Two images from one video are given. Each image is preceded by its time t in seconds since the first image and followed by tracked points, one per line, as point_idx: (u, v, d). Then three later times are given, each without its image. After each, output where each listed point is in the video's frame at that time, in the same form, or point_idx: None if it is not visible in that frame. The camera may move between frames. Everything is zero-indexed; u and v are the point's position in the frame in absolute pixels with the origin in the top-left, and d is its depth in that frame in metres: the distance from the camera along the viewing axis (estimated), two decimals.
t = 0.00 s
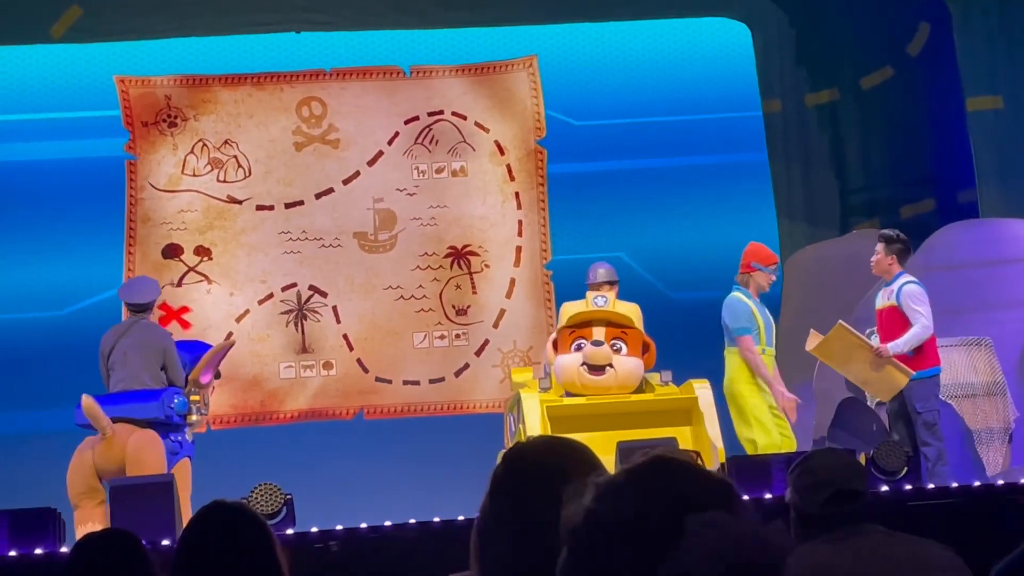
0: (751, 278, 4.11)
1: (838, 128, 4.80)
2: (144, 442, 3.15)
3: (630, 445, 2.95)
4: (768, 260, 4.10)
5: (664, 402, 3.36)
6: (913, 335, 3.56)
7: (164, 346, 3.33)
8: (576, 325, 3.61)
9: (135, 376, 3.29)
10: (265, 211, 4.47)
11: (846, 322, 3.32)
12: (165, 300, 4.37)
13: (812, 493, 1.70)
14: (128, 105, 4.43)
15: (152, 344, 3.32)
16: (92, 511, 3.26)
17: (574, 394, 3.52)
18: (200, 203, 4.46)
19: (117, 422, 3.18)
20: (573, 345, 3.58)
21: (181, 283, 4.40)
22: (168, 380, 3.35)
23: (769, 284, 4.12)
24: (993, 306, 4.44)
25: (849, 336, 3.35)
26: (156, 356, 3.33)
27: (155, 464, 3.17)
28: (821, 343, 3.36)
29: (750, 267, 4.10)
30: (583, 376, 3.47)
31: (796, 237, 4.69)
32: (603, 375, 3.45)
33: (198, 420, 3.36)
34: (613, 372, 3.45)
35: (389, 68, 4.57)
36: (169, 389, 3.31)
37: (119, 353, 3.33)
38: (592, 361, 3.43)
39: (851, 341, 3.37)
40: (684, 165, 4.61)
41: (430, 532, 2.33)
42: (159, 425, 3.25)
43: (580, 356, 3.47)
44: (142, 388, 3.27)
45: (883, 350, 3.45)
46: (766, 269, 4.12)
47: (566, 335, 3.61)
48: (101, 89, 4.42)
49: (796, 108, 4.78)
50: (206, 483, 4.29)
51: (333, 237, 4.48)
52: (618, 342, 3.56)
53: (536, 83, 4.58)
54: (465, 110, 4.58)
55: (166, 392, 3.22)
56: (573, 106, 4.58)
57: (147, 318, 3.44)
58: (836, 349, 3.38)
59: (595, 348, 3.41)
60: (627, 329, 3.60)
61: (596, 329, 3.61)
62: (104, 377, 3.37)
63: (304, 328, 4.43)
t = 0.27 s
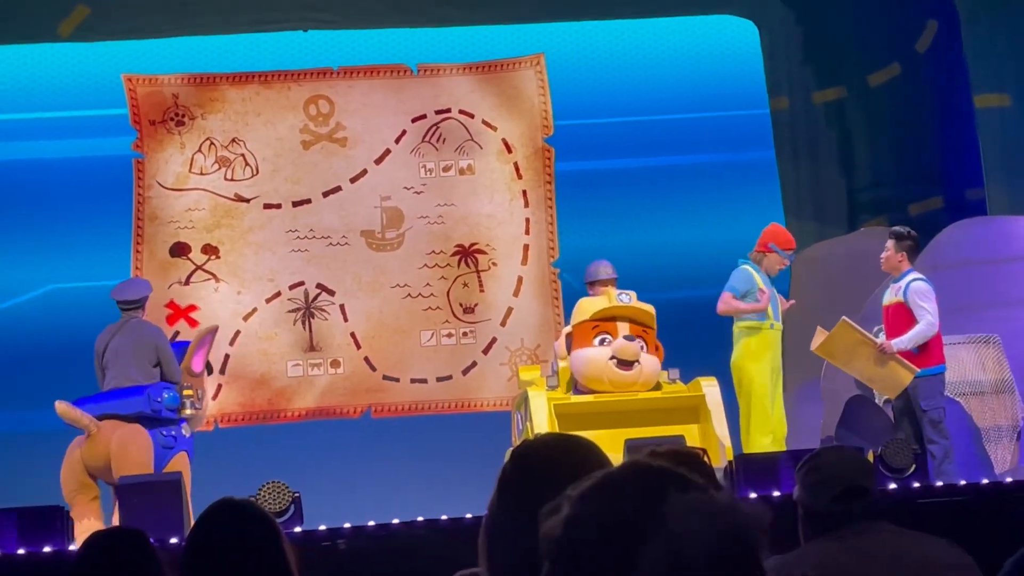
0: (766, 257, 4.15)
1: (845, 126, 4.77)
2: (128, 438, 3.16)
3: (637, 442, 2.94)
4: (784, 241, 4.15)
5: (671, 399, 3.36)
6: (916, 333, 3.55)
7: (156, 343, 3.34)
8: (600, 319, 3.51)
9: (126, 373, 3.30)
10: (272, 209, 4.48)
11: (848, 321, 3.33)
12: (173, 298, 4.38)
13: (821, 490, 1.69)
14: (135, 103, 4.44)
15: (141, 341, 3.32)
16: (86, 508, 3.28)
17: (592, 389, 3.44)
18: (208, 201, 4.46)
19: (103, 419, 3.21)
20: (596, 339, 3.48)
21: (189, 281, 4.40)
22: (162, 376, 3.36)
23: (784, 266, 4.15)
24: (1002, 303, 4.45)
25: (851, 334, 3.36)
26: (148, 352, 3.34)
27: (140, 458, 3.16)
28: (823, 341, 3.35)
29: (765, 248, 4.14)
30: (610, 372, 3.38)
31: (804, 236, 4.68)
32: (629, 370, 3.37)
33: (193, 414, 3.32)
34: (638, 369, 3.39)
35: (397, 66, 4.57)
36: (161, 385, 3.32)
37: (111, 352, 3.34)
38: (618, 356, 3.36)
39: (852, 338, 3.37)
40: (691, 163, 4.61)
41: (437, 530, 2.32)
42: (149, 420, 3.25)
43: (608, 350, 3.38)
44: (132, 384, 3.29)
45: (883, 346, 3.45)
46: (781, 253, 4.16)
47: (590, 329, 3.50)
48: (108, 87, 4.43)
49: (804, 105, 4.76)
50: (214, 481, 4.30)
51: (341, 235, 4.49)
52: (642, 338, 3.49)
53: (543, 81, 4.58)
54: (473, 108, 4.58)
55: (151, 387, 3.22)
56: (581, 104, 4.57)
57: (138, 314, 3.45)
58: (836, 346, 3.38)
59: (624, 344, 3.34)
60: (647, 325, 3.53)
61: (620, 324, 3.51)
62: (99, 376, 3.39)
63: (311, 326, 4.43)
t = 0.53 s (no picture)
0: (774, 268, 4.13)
1: (853, 122, 4.77)
2: (127, 432, 3.14)
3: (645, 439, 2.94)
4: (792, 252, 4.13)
5: (679, 395, 3.36)
6: (928, 330, 3.55)
7: (168, 342, 3.35)
8: (610, 315, 3.49)
9: (136, 369, 3.32)
10: (280, 206, 4.48)
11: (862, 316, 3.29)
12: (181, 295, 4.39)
13: (826, 487, 1.66)
14: (143, 100, 4.45)
15: (151, 337, 3.34)
16: (86, 503, 3.29)
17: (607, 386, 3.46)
18: (215, 198, 4.47)
19: (107, 414, 3.21)
20: (608, 335, 3.44)
21: (197, 278, 4.41)
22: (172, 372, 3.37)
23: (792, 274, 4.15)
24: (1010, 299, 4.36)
25: (865, 329, 3.31)
26: (160, 350, 3.35)
27: (142, 456, 3.14)
28: (837, 337, 3.31)
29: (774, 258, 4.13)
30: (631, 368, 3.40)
31: (812, 233, 4.68)
32: (650, 363, 3.42)
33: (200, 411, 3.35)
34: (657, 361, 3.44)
35: (405, 63, 4.58)
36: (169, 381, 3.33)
37: (124, 348, 3.36)
38: (638, 349, 3.40)
39: (866, 334, 3.33)
40: (699, 159, 4.60)
41: (446, 526, 2.33)
42: (154, 416, 3.26)
43: (627, 346, 3.40)
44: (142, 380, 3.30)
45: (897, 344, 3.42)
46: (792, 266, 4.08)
47: (601, 324, 3.48)
48: (116, 84, 4.44)
49: (812, 102, 4.76)
50: (223, 477, 4.31)
51: (348, 232, 4.49)
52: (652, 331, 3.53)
53: (550, 78, 4.57)
54: (480, 105, 4.58)
55: (155, 383, 3.23)
56: (587, 100, 4.56)
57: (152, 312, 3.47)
58: (849, 342, 3.34)
59: (642, 335, 3.39)
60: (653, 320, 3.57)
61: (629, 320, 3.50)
62: (111, 372, 3.41)
63: (319, 323, 4.44)
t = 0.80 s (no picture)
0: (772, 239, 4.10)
1: (860, 119, 4.75)
2: (140, 431, 3.15)
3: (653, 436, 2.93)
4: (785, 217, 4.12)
5: (686, 393, 3.36)
6: (940, 327, 3.54)
7: (193, 348, 3.35)
8: (618, 314, 3.48)
9: (155, 367, 3.34)
10: (287, 204, 4.49)
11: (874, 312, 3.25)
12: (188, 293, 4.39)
13: (834, 485, 1.64)
14: (151, 98, 4.46)
15: (174, 339, 3.36)
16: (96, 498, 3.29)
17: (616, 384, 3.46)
18: (223, 196, 4.48)
19: (124, 411, 3.22)
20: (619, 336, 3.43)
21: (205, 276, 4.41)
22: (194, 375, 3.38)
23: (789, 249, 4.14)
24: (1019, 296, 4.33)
25: (877, 326, 3.28)
26: (185, 352, 3.36)
27: (152, 453, 3.14)
28: (847, 334, 3.28)
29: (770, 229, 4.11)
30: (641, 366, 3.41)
31: (818, 231, 4.69)
32: (660, 361, 3.43)
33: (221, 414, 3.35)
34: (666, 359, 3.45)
35: (412, 61, 4.58)
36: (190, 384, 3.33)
37: (151, 346, 3.39)
38: (647, 347, 3.41)
39: (877, 330, 3.29)
40: (706, 157, 4.59)
41: (453, 524, 2.33)
42: (172, 419, 3.25)
43: (638, 344, 3.40)
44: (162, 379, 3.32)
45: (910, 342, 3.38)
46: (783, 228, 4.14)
47: (610, 324, 3.46)
48: (125, 83, 4.45)
49: (818, 99, 4.73)
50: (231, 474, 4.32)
51: (355, 229, 4.50)
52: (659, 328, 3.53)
53: (557, 76, 4.57)
54: (487, 103, 4.58)
55: (174, 385, 3.23)
56: (594, 98, 4.55)
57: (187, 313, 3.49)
58: (860, 340, 3.30)
59: (652, 334, 3.41)
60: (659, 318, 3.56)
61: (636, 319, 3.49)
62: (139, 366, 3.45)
63: (326, 321, 4.44)
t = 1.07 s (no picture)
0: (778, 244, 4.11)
1: (867, 116, 4.74)
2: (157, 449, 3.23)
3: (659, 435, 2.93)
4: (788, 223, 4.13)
5: (692, 392, 3.35)
6: (948, 326, 3.53)
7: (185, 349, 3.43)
8: (623, 314, 3.47)
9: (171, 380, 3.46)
10: (293, 203, 4.49)
11: (883, 312, 3.24)
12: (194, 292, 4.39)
13: (840, 483, 1.64)
14: (157, 98, 4.47)
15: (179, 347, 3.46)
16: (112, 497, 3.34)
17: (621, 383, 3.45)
18: (229, 195, 4.48)
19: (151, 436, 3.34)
20: (624, 335, 3.42)
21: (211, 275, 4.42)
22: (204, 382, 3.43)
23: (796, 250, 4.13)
24: None
25: (886, 325, 3.27)
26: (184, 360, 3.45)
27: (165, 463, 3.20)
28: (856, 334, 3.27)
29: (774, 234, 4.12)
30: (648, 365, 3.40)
31: (825, 227, 4.66)
32: (666, 360, 3.41)
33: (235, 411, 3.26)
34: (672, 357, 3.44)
35: (417, 60, 4.58)
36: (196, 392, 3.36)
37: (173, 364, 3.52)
38: (654, 346, 3.40)
39: (886, 330, 3.29)
40: (712, 156, 4.58)
41: (460, 523, 2.33)
42: (184, 430, 3.30)
43: (644, 343, 3.40)
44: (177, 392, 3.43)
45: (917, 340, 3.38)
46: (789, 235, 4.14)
47: (615, 323, 3.46)
48: (131, 82, 4.46)
49: (825, 98, 4.73)
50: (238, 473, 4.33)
51: (361, 228, 4.50)
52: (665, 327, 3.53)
53: (563, 74, 4.56)
54: (492, 101, 4.58)
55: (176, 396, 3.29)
56: (600, 97, 4.55)
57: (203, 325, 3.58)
58: (867, 339, 3.30)
59: (658, 332, 3.41)
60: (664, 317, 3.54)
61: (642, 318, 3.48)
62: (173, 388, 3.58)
63: (333, 320, 4.44)
